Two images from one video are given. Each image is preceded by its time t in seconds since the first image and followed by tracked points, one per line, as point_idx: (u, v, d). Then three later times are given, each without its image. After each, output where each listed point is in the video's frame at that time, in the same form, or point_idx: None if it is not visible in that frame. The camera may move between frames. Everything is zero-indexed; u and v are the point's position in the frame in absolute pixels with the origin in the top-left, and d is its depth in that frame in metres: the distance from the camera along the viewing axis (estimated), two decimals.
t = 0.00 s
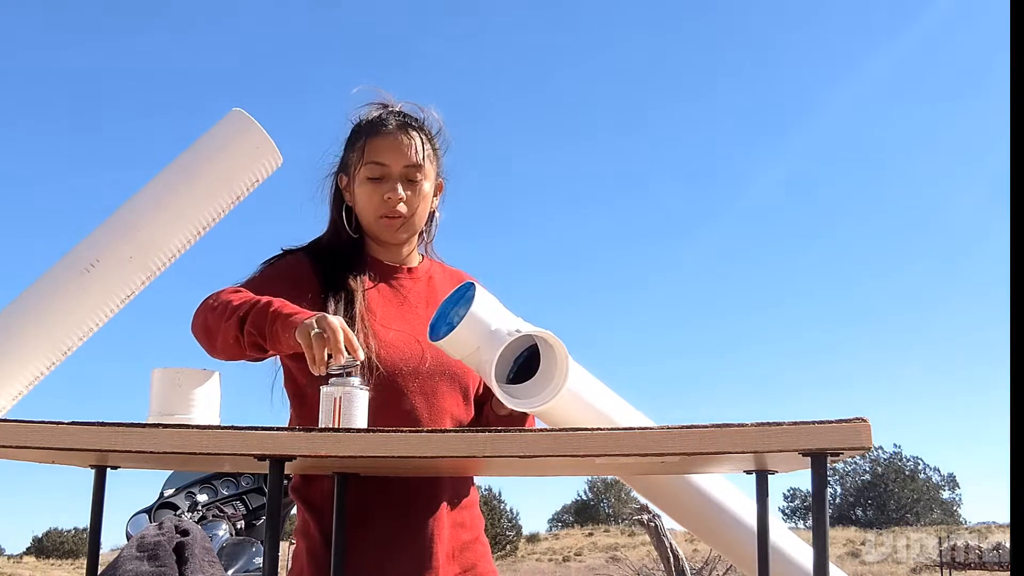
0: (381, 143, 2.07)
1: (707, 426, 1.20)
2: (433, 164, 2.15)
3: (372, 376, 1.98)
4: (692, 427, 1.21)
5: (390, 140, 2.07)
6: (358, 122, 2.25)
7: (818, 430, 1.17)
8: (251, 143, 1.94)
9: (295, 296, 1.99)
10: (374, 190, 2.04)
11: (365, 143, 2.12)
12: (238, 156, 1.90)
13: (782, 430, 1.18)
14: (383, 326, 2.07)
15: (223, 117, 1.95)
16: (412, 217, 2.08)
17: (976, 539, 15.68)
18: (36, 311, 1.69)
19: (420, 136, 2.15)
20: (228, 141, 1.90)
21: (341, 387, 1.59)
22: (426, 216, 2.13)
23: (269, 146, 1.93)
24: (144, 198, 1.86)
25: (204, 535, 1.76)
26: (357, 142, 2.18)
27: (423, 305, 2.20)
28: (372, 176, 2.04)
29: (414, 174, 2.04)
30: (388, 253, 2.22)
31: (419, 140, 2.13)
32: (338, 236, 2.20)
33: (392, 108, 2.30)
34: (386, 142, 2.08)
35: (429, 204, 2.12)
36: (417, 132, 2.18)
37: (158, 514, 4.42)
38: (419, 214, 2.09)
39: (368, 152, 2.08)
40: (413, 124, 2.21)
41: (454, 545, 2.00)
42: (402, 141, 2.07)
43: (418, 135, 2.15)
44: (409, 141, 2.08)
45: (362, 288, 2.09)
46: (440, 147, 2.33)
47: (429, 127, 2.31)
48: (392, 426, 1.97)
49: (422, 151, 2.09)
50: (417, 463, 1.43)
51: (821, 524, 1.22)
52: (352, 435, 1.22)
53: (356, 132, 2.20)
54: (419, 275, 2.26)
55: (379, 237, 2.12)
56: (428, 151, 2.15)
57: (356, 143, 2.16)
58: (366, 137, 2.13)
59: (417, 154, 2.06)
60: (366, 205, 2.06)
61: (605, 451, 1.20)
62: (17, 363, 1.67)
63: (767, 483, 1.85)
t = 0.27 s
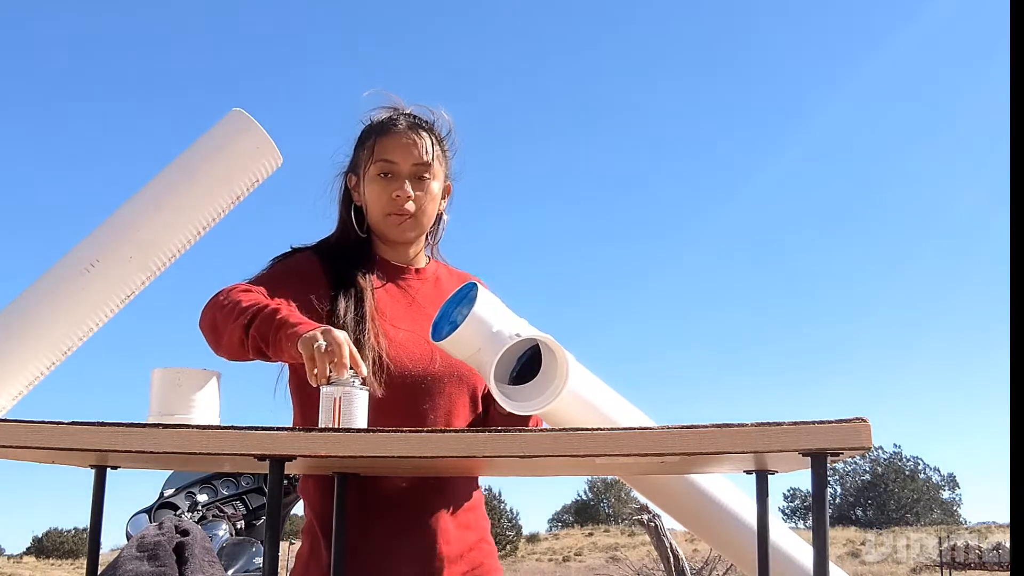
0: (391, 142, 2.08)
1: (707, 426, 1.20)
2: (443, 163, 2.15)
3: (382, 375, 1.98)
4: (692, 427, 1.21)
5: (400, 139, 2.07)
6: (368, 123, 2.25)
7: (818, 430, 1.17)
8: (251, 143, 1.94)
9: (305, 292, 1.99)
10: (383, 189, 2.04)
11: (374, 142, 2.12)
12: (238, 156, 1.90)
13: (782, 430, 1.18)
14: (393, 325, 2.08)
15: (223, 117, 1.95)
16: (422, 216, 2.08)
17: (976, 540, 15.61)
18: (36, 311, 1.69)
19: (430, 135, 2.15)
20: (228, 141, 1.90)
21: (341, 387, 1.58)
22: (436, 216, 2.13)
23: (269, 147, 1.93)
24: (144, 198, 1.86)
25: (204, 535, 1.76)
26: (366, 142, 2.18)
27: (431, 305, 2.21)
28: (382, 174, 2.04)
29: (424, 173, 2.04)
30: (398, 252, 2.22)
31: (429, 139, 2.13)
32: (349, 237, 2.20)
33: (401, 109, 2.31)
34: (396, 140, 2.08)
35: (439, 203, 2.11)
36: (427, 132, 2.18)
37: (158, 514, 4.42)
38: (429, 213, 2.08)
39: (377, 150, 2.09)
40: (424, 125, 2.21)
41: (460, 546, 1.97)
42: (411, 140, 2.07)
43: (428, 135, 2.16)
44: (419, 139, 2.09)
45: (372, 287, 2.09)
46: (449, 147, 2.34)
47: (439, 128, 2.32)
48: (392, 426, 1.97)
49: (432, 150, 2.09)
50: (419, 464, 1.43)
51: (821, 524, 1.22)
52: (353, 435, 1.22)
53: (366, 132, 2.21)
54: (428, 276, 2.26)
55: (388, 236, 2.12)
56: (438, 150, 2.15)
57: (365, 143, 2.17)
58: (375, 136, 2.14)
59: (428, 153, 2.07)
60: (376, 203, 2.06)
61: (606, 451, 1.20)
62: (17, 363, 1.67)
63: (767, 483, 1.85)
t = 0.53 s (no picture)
0: (413, 138, 2.10)
1: (707, 426, 1.21)
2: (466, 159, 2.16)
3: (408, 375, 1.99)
4: (692, 427, 1.21)
5: (421, 135, 2.09)
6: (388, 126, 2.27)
7: (818, 430, 1.17)
8: (251, 143, 1.94)
9: (334, 291, 1.98)
10: (408, 184, 2.05)
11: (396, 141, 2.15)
12: (238, 156, 1.90)
13: (782, 430, 1.18)
14: (416, 327, 2.09)
15: (223, 117, 1.95)
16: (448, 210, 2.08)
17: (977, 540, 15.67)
18: (36, 311, 1.69)
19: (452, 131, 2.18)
20: (228, 141, 1.90)
21: (342, 387, 1.60)
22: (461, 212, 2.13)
23: (269, 147, 1.93)
24: (145, 199, 1.86)
25: (204, 535, 1.76)
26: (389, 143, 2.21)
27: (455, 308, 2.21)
28: (406, 170, 2.06)
29: (447, 166, 2.06)
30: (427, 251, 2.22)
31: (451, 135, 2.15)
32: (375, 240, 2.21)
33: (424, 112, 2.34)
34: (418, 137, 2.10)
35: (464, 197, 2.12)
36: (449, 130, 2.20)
37: (158, 514, 4.42)
38: (454, 206, 2.09)
39: (399, 147, 2.11)
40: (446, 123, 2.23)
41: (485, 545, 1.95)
42: (434, 135, 2.09)
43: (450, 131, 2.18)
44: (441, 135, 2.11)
45: (398, 287, 2.10)
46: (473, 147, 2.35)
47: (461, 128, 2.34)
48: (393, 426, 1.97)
49: (455, 144, 2.11)
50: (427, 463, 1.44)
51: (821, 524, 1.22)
52: (354, 435, 1.22)
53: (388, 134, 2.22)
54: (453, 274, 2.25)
55: (416, 233, 2.12)
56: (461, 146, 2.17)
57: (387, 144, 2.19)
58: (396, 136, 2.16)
59: (450, 147, 2.08)
60: (401, 200, 2.07)
61: (606, 451, 1.20)
62: (17, 363, 1.67)
63: (767, 483, 1.85)
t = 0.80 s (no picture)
0: (435, 140, 2.09)
1: (707, 426, 1.21)
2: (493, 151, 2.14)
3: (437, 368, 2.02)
4: (692, 427, 1.21)
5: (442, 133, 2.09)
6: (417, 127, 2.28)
7: (817, 430, 1.17)
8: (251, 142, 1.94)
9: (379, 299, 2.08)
10: (434, 185, 2.05)
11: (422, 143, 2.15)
12: (238, 156, 1.90)
13: (782, 430, 1.18)
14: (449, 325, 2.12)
15: (223, 117, 1.96)
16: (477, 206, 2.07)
17: (976, 539, 15.80)
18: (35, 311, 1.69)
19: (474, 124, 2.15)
20: (228, 141, 1.90)
21: (342, 387, 1.60)
22: (495, 203, 2.13)
23: (269, 147, 1.93)
24: (145, 198, 1.86)
25: (204, 535, 1.76)
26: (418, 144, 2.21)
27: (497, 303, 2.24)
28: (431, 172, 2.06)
29: (470, 162, 2.04)
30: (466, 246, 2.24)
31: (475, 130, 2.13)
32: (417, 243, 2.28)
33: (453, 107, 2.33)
34: (441, 135, 2.09)
35: (494, 190, 2.10)
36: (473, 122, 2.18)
37: (158, 514, 4.42)
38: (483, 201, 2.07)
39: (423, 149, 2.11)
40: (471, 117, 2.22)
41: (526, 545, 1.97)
42: (457, 133, 2.07)
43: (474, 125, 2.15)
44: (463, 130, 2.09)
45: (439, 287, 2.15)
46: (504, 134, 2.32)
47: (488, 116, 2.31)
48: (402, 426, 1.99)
49: (478, 138, 2.09)
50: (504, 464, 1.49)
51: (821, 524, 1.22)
52: (354, 435, 1.22)
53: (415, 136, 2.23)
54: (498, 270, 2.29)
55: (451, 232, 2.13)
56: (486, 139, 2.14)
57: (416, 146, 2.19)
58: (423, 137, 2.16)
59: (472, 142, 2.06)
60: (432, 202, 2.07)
61: (606, 451, 1.20)
62: (17, 363, 1.67)
63: (767, 483, 1.85)
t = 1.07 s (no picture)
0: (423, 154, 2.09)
1: (707, 426, 1.20)
2: (482, 158, 2.10)
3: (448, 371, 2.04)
4: (692, 427, 1.21)
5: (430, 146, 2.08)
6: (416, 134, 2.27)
7: (817, 430, 1.17)
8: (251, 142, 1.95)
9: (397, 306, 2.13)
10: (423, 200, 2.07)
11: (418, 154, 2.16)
12: (238, 156, 1.90)
13: (782, 430, 1.18)
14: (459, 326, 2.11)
15: (223, 117, 1.96)
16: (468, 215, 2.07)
17: (977, 539, 15.70)
18: (35, 311, 1.69)
19: (462, 131, 2.12)
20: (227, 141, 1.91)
21: (342, 387, 1.60)
22: (485, 208, 2.10)
23: (269, 147, 1.93)
24: (144, 198, 1.86)
25: (204, 535, 1.76)
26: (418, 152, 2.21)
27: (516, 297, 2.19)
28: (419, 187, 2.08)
29: (453, 174, 2.03)
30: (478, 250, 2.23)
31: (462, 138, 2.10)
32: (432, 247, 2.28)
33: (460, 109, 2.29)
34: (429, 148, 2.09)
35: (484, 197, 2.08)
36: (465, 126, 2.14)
37: (157, 514, 4.42)
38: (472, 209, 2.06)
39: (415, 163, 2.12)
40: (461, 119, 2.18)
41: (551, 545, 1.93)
42: (443, 145, 2.06)
43: (464, 131, 2.12)
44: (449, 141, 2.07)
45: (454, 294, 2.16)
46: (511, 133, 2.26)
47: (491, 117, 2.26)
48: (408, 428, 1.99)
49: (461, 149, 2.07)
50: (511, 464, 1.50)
51: (820, 524, 1.22)
52: (354, 435, 1.22)
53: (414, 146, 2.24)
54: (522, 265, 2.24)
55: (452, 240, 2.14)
56: (475, 145, 2.11)
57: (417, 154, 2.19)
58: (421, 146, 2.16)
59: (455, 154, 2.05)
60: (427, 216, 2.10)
61: (606, 451, 1.20)
62: (17, 363, 1.67)
63: (767, 483, 1.85)
